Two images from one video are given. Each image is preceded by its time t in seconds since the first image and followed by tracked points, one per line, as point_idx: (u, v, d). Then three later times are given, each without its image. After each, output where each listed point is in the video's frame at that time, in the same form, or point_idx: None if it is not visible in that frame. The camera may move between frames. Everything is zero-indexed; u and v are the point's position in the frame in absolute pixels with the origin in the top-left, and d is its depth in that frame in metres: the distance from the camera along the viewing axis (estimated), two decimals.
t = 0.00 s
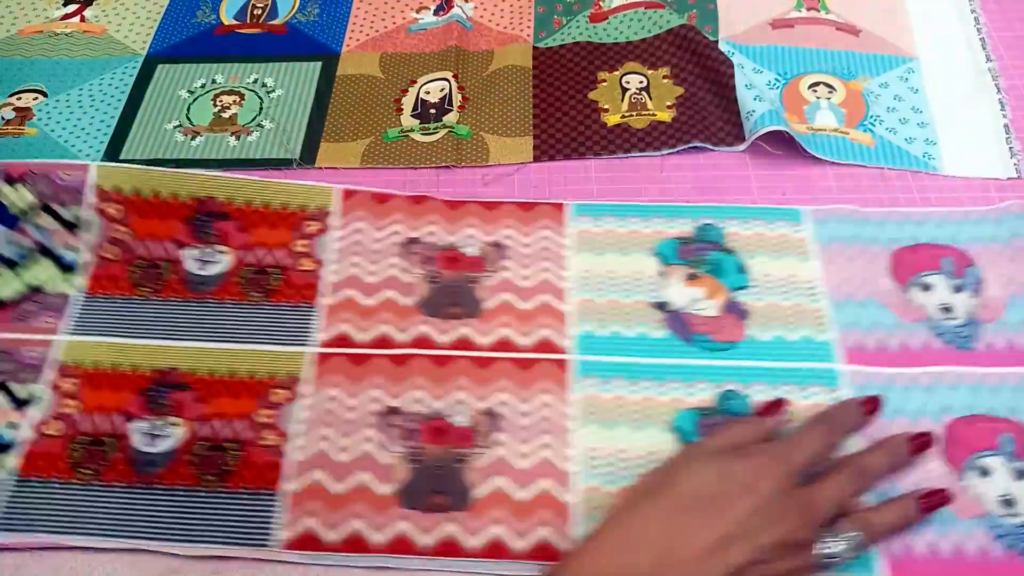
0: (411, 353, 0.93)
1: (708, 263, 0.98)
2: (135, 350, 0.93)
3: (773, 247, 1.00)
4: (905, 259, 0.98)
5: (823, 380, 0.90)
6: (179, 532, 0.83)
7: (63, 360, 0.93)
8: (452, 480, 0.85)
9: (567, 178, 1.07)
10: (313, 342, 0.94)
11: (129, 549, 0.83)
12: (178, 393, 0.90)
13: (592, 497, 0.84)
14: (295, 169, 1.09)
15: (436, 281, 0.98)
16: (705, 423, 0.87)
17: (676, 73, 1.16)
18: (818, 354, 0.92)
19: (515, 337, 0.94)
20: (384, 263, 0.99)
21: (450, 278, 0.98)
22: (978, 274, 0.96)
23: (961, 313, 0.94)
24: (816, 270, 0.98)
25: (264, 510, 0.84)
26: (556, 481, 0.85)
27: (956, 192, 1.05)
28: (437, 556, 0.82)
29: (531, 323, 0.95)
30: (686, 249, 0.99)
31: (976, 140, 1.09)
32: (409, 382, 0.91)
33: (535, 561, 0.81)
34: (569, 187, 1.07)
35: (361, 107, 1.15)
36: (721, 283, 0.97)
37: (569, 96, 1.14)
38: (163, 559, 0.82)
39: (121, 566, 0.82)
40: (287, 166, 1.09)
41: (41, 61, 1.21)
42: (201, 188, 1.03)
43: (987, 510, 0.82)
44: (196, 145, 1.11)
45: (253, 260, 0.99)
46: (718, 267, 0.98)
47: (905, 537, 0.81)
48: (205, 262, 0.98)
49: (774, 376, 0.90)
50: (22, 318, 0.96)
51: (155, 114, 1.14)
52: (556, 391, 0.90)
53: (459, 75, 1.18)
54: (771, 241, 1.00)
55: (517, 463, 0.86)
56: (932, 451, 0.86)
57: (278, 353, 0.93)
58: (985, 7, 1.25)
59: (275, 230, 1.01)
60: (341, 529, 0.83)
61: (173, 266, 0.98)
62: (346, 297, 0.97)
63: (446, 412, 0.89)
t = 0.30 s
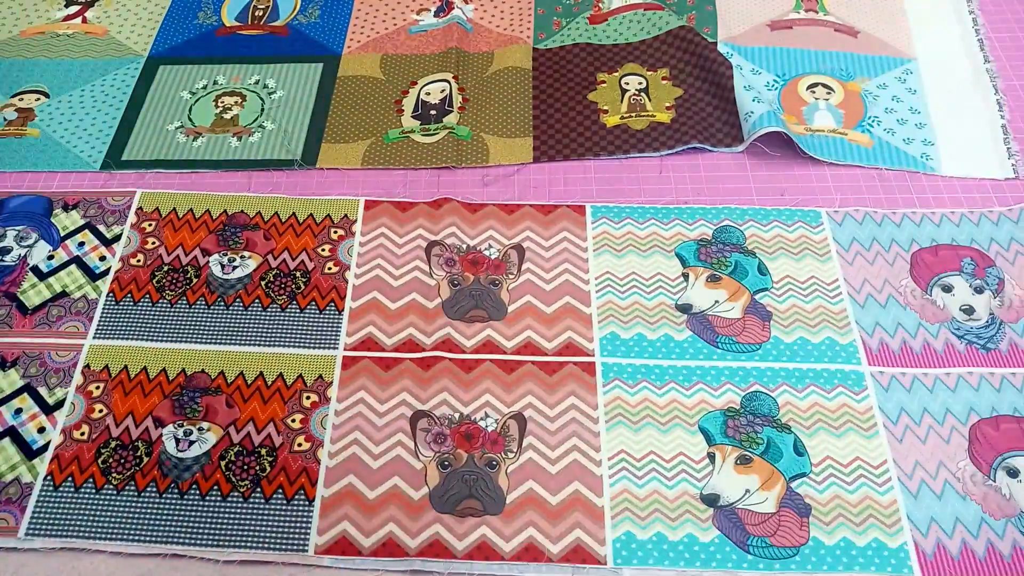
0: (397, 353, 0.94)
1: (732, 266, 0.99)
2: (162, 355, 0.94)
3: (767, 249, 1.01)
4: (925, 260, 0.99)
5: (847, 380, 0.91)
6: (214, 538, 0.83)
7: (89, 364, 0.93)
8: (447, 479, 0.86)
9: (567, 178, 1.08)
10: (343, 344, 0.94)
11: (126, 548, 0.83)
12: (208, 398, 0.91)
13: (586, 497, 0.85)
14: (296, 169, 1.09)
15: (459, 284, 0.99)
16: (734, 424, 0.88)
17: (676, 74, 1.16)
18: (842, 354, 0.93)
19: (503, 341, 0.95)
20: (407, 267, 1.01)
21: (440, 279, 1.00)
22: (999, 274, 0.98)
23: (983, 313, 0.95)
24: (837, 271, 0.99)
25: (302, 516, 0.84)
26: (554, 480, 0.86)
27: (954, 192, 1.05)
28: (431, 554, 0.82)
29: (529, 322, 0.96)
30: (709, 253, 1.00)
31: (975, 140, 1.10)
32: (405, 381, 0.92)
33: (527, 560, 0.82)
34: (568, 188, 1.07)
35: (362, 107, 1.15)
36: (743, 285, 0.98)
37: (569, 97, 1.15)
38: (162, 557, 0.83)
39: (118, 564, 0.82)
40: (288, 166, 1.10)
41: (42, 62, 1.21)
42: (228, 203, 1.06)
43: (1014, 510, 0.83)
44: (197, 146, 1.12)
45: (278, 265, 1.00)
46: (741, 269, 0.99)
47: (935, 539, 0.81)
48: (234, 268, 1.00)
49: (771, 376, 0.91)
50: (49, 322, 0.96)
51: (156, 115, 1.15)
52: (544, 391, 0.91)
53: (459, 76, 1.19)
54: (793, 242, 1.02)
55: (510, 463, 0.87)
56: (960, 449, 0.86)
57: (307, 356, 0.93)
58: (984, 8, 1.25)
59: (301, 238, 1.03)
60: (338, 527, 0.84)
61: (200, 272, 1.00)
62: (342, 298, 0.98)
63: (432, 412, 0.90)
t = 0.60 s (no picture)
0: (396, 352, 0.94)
1: (731, 266, 0.99)
2: (162, 355, 0.94)
3: (766, 249, 1.01)
4: (925, 260, 0.99)
5: (847, 379, 0.91)
6: (216, 538, 0.83)
7: (89, 364, 0.93)
8: (447, 480, 0.86)
9: (567, 178, 1.08)
10: (343, 345, 0.94)
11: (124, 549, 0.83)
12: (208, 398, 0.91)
13: (585, 498, 0.85)
14: (296, 169, 1.09)
15: (459, 284, 0.99)
16: (734, 424, 0.88)
17: (676, 74, 1.16)
18: (842, 354, 0.93)
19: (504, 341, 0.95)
20: (407, 267, 1.01)
21: (439, 279, 1.00)
22: (999, 274, 0.98)
23: (982, 313, 0.95)
24: (837, 271, 0.99)
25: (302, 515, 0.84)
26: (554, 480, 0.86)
27: (955, 192, 1.05)
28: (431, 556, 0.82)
29: (529, 322, 0.96)
30: (708, 254, 1.00)
31: (975, 140, 1.10)
32: (404, 381, 0.92)
33: (527, 560, 0.82)
34: (569, 187, 1.07)
35: (362, 107, 1.15)
36: (743, 285, 0.98)
37: (569, 96, 1.15)
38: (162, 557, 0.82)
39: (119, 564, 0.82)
40: (288, 166, 1.10)
41: (42, 61, 1.21)
42: (229, 203, 1.06)
43: (1014, 510, 0.82)
44: (197, 146, 1.12)
45: (278, 265, 1.00)
46: (741, 269, 0.99)
47: (935, 538, 0.81)
48: (234, 268, 1.00)
49: (770, 376, 0.91)
50: (49, 321, 0.97)
51: (156, 115, 1.15)
52: (543, 391, 0.91)
53: (459, 76, 1.19)
54: (792, 242, 1.02)
55: (510, 464, 0.87)
56: (959, 449, 0.86)
57: (307, 356, 0.93)
58: (984, 8, 1.25)
59: (300, 238, 1.03)
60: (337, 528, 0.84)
61: (201, 272, 1.00)
62: (342, 298, 0.98)
63: (431, 412, 0.90)
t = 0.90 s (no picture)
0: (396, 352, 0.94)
1: (732, 266, 0.99)
2: (162, 356, 0.94)
3: (766, 248, 1.01)
4: (925, 260, 0.99)
5: (848, 379, 0.91)
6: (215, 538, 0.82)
7: (90, 364, 0.93)
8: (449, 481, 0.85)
9: (567, 178, 1.08)
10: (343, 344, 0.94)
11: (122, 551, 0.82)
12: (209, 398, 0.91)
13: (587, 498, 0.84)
14: (296, 169, 1.09)
15: (459, 284, 0.99)
16: (735, 423, 0.88)
17: (676, 74, 1.16)
18: (842, 354, 0.93)
19: (505, 341, 0.95)
20: (408, 267, 1.01)
21: (440, 278, 1.00)
22: (999, 274, 0.98)
23: (983, 313, 0.95)
24: (838, 271, 0.99)
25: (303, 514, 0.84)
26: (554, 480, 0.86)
27: (955, 192, 1.05)
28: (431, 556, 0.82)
29: (529, 322, 0.96)
30: (708, 253, 1.00)
31: (974, 140, 1.10)
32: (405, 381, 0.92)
33: (528, 560, 0.82)
34: (569, 187, 1.07)
35: (362, 107, 1.15)
36: (744, 285, 0.98)
37: (569, 96, 1.15)
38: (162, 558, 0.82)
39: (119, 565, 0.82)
40: (288, 166, 1.10)
41: (42, 61, 1.21)
42: (229, 204, 1.06)
43: (1015, 509, 0.82)
44: (197, 146, 1.12)
45: (278, 265, 1.00)
46: (741, 269, 0.99)
47: (936, 538, 0.81)
48: (234, 268, 1.00)
49: (770, 376, 0.91)
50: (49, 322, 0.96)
51: (156, 115, 1.15)
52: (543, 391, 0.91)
53: (460, 76, 1.19)
54: (793, 242, 1.02)
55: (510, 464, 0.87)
56: (960, 449, 0.86)
57: (306, 357, 0.93)
58: (983, 9, 1.26)
59: (301, 238, 1.03)
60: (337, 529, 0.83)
61: (201, 272, 1.00)
62: (343, 299, 0.98)
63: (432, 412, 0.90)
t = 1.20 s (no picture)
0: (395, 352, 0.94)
1: (732, 266, 0.99)
2: (162, 356, 0.94)
3: (766, 248, 1.01)
4: (925, 260, 0.99)
5: (847, 379, 0.91)
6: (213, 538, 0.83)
7: (89, 364, 0.93)
8: (446, 480, 0.86)
9: (568, 178, 1.08)
10: (343, 344, 0.94)
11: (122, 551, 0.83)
12: (208, 398, 0.91)
13: (585, 498, 0.85)
14: (296, 169, 1.09)
15: (459, 284, 0.99)
16: (734, 423, 0.88)
17: (675, 74, 1.16)
18: (842, 354, 0.93)
19: (506, 341, 0.95)
20: (407, 267, 1.01)
21: (440, 278, 1.00)
22: (999, 274, 0.98)
23: (982, 313, 0.95)
24: (837, 271, 0.99)
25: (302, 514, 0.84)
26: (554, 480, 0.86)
27: (955, 191, 1.05)
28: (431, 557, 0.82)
29: (528, 322, 0.96)
30: (708, 253, 1.00)
31: (974, 140, 1.10)
32: (404, 382, 0.92)
33: (527, 560, 0.82)
34: (569, 187, 1.07)
35: (362, 107, 1.15)
36: (744, 285, 0.98)
37: (569, 96, 1.15)
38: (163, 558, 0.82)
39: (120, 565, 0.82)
40: (288, 166, 1.10)
41: (42, 61, 1.21)
42: (229, 204, 1.06)
43: (1014, 509, 0.82)
44: (197, 146, 1.12)
45: (278, 265, 1.00)
46: (741, 269, 0.99)
47: (935, 538, 0.81)
48: (233, 268, 1.00)
49: (769, 376, 0.91)
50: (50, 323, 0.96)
51: (156, 115, 1.15)
52: (542, 391, 0.91)
53: (459, 76, 1.19)
54: (792, 242, 1.02)
55: (510, 464, 0.87)
56: (960, 449, 0.86)
57: (306, 357, 0.93)
58: (984, 9, 1.25)
59: (300, 238, 1.03)
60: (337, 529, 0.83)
61: (201, 272, 1.00)
62: (342, 299, 0.98)
63: (432, 412, 0.90)
